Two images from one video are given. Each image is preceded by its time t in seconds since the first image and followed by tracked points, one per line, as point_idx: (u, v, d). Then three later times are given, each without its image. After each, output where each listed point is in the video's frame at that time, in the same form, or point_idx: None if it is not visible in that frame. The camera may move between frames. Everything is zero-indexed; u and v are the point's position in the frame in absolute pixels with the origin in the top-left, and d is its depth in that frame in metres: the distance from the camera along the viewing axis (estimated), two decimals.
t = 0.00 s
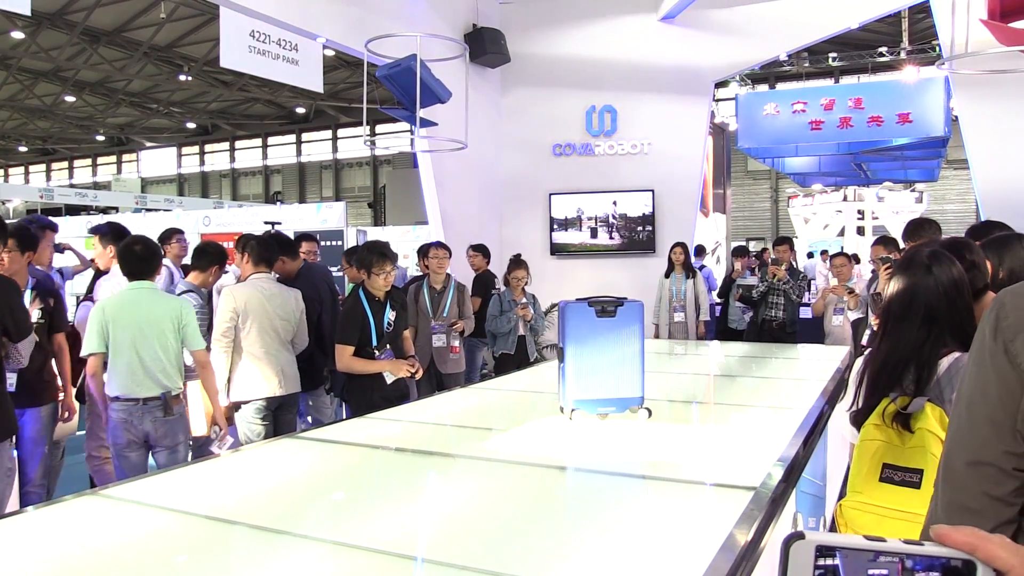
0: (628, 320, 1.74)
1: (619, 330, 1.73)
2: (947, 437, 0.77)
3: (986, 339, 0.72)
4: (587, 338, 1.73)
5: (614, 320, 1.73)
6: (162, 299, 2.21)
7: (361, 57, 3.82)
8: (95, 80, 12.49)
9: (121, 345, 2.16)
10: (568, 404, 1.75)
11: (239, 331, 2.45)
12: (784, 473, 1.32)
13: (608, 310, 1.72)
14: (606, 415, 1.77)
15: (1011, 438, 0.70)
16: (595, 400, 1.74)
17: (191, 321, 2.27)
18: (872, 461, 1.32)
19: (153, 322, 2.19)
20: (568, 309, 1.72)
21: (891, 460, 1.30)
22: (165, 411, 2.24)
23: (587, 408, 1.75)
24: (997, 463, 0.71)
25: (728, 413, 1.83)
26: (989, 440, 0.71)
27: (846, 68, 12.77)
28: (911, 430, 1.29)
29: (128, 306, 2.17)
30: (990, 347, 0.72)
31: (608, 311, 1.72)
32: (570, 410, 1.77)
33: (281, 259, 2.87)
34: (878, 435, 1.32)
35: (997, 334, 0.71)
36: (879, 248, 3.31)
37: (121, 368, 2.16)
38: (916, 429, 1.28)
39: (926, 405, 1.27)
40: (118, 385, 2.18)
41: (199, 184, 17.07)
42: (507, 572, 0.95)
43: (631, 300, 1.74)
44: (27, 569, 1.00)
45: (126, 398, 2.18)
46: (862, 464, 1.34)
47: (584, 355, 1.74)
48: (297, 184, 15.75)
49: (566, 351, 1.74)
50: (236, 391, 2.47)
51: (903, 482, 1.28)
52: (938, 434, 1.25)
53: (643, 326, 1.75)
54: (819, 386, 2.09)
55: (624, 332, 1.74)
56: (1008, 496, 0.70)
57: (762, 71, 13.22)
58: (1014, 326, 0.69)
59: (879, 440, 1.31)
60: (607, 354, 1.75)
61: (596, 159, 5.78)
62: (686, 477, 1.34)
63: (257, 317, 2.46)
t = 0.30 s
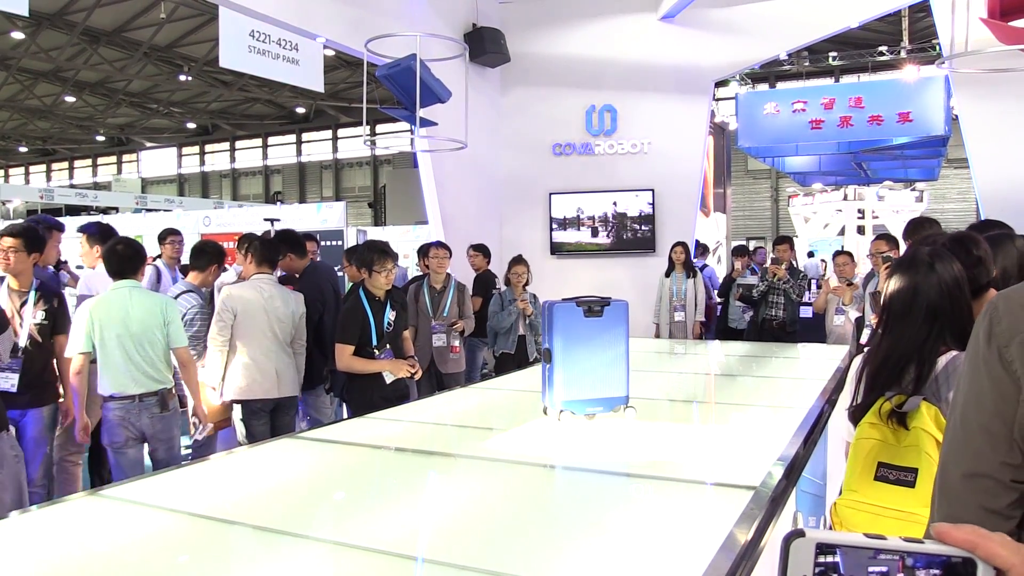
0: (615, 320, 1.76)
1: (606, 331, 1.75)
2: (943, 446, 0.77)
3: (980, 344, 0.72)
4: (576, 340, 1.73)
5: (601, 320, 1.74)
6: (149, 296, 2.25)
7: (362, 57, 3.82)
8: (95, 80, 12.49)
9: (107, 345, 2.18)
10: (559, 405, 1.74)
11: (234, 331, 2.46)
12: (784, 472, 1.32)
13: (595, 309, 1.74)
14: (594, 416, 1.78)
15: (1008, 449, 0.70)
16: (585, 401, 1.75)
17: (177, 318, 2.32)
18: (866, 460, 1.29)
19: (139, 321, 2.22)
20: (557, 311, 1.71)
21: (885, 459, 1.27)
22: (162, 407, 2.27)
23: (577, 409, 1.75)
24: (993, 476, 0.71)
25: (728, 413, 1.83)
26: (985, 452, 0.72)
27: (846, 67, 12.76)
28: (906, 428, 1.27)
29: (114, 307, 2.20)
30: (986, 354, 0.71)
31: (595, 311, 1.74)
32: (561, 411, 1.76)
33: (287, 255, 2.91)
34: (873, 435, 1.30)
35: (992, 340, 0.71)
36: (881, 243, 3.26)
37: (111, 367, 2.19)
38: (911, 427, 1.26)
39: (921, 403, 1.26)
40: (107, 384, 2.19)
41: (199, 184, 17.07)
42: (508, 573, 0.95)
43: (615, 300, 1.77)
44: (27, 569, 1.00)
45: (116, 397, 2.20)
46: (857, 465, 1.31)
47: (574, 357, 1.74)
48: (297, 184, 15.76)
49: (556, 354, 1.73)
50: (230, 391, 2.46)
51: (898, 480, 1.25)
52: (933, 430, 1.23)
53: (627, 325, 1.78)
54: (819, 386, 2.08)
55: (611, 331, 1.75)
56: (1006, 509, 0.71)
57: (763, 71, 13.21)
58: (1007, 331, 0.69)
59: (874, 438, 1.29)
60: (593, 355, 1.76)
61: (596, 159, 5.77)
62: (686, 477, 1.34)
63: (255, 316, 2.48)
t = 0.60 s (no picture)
0: (600, 321, 1.75)
1: (592, 332, 1.74)
2: (953, 453, 0.78)
3: (999, 347, 0.73)
4: (563, 341, 1.71)
5: (586, 321, 1.74)
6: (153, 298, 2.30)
7: (361, 57, 3.82)
8: (95, 80, 12.49)
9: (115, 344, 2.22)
10: (544, 408, 1.73)
11: (232, 330, 2.46)
12: (783, 472, 1.32)
13: (581, 309, 1.73)
14: (579, 417, 1.77)
15: None
16: (570, 403, 1.74)
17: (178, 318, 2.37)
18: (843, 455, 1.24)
19: (147, 321, 2.27)
20: (544, 312, 1.69)
21: (862, 456, 1.21)
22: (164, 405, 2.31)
23: (562, 411, 1.73)
24: (1011, 487, 0.71)
25: (729, 412, 1.82)
26: (1004, 460, 0.71)
27: (846, 67, 12.76)
28: (882, 424, 1.22)
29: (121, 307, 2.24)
30: (1005, 358, 0.72)
31: (581, 311, 1.73)
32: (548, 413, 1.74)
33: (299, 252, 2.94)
34: (852, 431, 1.25)
35: (1011, 343, 0.72)
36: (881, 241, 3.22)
37: (117, 366, 2.22)
38: (887, 423, 1.20)
39: (897, 402, 1.21)
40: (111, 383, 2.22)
41: (199, 184, 17.09)
42: (508, 573, 0.95)
43: (602, 300, 1.76)
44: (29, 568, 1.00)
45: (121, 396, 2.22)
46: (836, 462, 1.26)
47: (559, 359, 1.72)
48: (297, 184, 15.76)
49: (542, 355, 1.72)
50: (231, 393, 2.46)
51: (868, 475, 1.18)
52: (906, 426, 1.17)
53: (613, 326, 1.78)
54: (819, 385, 2.08)
55: (597, 333, 1.75)
56: (1019, 521, 0.70)
57: (763, 71, 13.22)
58: None
59: (850, 434, 1.24)
60: (579, 357, 1.75)
61: (596, 159, 5.77)
62: (685, 477, 1.34)
63: (249, 317, 2.48)
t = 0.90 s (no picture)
0: (586, 321, 1.76)
1: (576, 331, 1.75)
2: None
3: None
4: (548, 342, 1.71)
5: (569, 320, 1.73)
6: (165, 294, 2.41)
7: (361, 57, 3.81)
8: (95, 80, 12.49)
9: (133, 339, 2.32)
10: (530, 410, 1.71)
11: (226, 334, 2.47)
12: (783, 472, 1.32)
13: (565, 310, 1.73)
14: (565, 418, 1.76)
15: None
16: (553, 404, 1.73)
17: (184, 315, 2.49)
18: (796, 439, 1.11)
19: (159, 316, 2.39)
20: (530, 312, 1.69)
21: (818, 441, 1.08)
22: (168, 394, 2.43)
23: (547, 412, 1.73)
24: None
25: (729, 412, 1.83)
26: None
27: (846, 67, 12.76)
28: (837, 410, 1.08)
29: (136, 305, 2.34)
30: None
31: (566, 311, 1.73)
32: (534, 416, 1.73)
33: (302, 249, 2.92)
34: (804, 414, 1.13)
35: None
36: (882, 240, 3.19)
37: (134, 359, 2.32)
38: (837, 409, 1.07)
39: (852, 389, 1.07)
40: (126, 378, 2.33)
41: (199, 184, 17.09)
42: (507, 573, 0.95)
43: (586, 300, 1.77)
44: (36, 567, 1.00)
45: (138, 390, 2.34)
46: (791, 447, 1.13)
47: (543, 360, 1.71)
48: (297, 184, 15.75)
49: (526, 355, 1.71)
50: (232, 395, 2.45)
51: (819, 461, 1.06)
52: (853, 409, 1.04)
53: (598, 325, 1.79)
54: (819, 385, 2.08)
55: (582, 332, 1.76)
56: None
57: (762, 70, 13.23)
58: None
59: (809, 419, 1.11)
60: (561, 358, 1.74)
61: (596, 159, 5.77)
62: (685, 477, 1.34)
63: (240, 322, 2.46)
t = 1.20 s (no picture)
0: (572, 322, 1.74)
1: (562, 333, 1.73)
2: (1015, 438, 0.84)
3: None
4: (533, 344, 1.69)
5: (555, 322, 1.72)
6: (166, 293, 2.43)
7: (361, 57, 3.81)
8: (95, 81, 12.49)
9: (130, 334, 2.32)
10: (516, 413, 1.70)
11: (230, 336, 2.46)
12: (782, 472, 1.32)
13: (551, 310, 1.71)
14: (551, 420, 1.75)
15: None
16: (538, 406, 1.72)
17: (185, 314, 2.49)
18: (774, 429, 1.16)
19: (159, 313, 2.39)
20: (516, 313, 1.67)
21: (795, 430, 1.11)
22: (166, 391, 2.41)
23: (533, 414, 1.72)
24: None
25: (729, 412, 1.83)
26: None
27: (846, 67, 12.76)
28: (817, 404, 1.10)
29: (138, 302, 2.35)
30: None
31: (552, 312, 1.71)
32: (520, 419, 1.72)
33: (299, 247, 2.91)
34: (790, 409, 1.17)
35: None
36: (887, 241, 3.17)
37: (129, 355, 2.33)
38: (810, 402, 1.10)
39: (833, 384, 1.09)
40: (117, 374, 2.33)
41: (199, 184, 17.09)
42: (507, 573, 0.95)
43: (572, 300, 1.75)
44: (38, 568, 1.00)
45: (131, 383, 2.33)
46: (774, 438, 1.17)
47: (529, 361, 1.70)
48: (298, 184, 15.77)
49: (511, 357, 1.69)
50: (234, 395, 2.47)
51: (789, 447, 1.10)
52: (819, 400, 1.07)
53: (583, 325, 1.77)
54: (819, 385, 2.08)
55: (569, 333, 1.74)
56: None
57: (763, 70, 13.23)
58: None
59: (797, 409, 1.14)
60: (548, 360, 1.73)
61: (596, 159, 5.77)
62: (686, 477, 1.34)
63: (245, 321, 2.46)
